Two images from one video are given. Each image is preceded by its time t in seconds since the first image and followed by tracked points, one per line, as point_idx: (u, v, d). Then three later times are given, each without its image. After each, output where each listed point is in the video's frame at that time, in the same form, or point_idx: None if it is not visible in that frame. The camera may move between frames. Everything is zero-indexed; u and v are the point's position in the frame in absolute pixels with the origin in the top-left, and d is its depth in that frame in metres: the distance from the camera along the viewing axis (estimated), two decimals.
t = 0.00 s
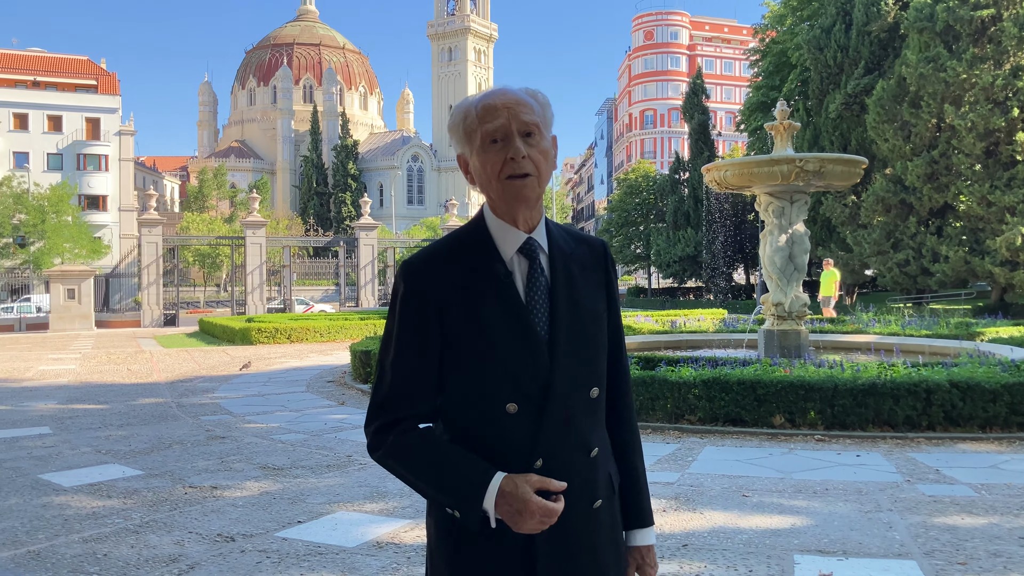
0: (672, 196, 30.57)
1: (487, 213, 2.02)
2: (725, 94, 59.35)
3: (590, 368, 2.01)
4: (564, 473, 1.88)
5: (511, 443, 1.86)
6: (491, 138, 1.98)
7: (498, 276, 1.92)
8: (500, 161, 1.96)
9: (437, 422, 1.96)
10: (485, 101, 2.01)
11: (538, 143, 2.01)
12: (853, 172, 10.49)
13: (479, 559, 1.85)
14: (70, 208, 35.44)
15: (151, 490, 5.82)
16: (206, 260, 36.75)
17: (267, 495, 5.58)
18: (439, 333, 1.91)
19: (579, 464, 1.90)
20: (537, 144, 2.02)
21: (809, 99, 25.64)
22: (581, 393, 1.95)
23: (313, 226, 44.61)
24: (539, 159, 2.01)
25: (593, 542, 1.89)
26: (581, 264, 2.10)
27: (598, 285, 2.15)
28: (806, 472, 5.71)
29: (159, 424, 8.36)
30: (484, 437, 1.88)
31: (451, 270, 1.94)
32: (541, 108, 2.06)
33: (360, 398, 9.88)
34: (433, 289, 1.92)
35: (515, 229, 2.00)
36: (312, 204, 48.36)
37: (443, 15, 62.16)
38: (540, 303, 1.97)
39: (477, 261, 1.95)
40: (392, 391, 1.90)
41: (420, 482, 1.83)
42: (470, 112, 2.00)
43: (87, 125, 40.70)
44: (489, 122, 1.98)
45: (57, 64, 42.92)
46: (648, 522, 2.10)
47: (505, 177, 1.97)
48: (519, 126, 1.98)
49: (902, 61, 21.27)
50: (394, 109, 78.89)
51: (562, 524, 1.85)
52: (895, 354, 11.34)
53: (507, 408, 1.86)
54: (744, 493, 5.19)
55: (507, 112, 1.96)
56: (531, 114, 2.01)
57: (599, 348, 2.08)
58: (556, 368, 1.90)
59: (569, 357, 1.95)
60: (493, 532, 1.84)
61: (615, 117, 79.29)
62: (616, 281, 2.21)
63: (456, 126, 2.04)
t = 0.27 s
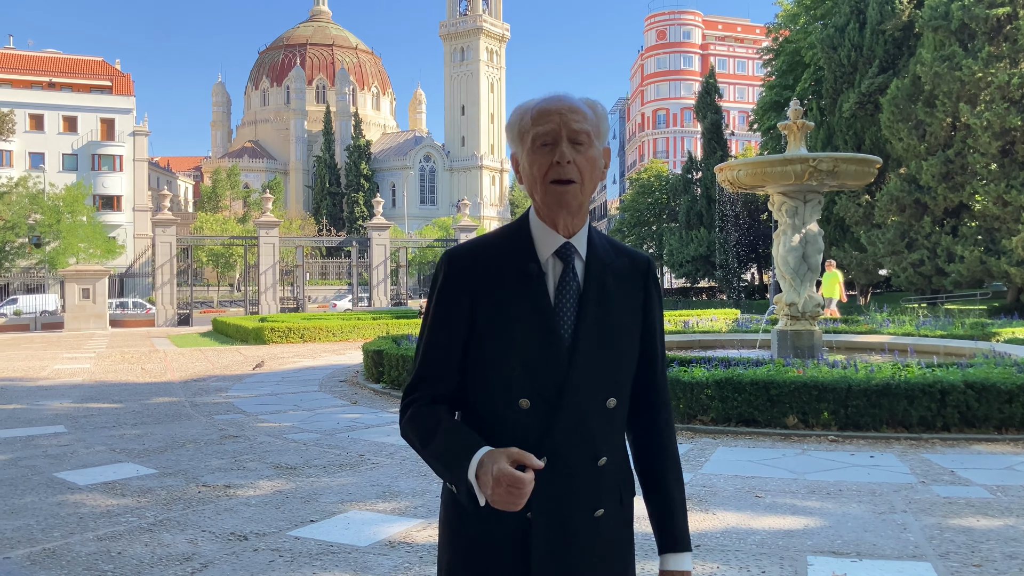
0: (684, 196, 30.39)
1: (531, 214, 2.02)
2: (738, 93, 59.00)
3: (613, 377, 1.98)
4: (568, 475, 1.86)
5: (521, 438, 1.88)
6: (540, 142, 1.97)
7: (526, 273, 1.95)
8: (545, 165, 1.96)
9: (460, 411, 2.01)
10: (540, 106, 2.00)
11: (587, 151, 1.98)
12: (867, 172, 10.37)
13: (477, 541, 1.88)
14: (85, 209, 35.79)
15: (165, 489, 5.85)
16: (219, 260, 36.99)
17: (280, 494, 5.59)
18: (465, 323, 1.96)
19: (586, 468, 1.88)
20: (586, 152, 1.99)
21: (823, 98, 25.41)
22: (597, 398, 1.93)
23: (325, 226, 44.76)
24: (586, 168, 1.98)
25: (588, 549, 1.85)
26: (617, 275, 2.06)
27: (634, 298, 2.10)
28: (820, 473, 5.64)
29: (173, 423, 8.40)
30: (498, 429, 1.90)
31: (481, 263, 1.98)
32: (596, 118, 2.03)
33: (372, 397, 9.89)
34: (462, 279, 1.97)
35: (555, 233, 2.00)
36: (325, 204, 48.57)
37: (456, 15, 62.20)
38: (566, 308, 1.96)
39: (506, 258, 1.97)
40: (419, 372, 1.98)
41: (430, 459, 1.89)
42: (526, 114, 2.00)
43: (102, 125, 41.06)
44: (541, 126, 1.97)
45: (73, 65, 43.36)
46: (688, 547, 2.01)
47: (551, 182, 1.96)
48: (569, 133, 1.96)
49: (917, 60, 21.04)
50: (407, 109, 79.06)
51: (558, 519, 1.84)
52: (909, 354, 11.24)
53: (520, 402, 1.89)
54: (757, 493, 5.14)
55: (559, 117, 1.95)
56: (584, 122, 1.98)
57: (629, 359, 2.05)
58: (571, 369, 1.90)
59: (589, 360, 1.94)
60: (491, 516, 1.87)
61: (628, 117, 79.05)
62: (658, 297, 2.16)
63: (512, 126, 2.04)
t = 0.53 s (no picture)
0: (695, 195, 30.20)
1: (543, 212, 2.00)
2: (749, 92, 58.72)
3: (622, 376, 1.95)
4: (570, 473, 1.84)
5: (527, 432, 1.87)
6: (554, 142, 1.97)
7: (535, 266, 1.93)
8: (557, 166, 1.95)
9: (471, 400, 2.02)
10: (560, 110, 2.00)
11: (601, 154, 1.96)
12: (878, 171, 10.28)
13: (477, 528, 1.89)
14: (97, 209, 36.03)
15: (176, 487, 5.86)
16: (231, 260, 37.20)
17: (291, 494, 5.59)
18: (475, 313, 1.96)
19: (589, 466, 1.85)
20: (600, 154, 1.96)
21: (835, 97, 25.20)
22: (604, 397, 1.90)
23: (336, 226, 44.87)
24: (599, 170, 1.96)
25: (587, 548, 1.84)
26: (632, 277, 2.01)
27: (649, 299, 2.05)
28: (831, 474, 5.59)
29: (183, 422, 8.43)
30: (505, 422, 1.90)
31: (492, 256, 1.98)
32: (614, 124, 2.00)
33: (382, 397, 9.91)
34: (472, 272, 1.98)
35: (567, 231, 1.97)
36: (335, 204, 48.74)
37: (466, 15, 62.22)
38: (576, 305, 1.93)
39: (516, 254, 1.96)
40: (431, 359, 2.01)
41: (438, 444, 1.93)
42: (546, 117, 2.00)
43: (114, 125, 41.37)
44: (557, 127, 1.97)
45: (85, 66, 43.67)
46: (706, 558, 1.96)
47: (562, 180, 1.95)
48: (583, 135, 1.95)
49: (929, 59, 20.85)
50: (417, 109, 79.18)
51: (559, 515, 1.83)
52: (920, 355, 11.14)
53: (526, 396, 1.88)
54: (768, 494, 5.09)
55: (575, 118, 1.94)
56: (599, 126, 1.96)
57: (642, 359, 2.01)
58: (577, 366, 1.87)
59: (598, 360, 1.91)
60: (494, 507, 1.87)
61: (638, 117, 78.79)
62: (674, 302, 2.09)
63: (532, 129, 2.04)
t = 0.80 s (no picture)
0: (703, 195, 30.06)
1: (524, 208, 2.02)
2: (758, 92, 58.47)
3: (614, 370, 1.95)
4: (570, 470, 1.82)
5: (523, 430, 1.85)
6: (534, 139, 1.99)
7: (523, 265, 1.92)
8: (538, 162, 1.97)
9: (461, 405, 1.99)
10: (537, 107, 2.02)
11: (582, 148, 1.99)
12: (888, 171, 10.22)
13: (479, 534, 1.85)
14: (106, 209, 36.25)
15: (185, 487, 5.87)
16: (239, 260, 37.34)
17: (299, 493, 5.59)
18: (464, 314, 1.94)
19: (588, 462, 1.84)
20: (582, 148, 1.98)
21: (844, 97, 25.06)
22: (597, 393, 1.90)
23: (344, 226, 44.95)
24: (580, 164, 1.98)
25: (593, 545, 1.82)
26: (619, 272, 2.02)
27: (635, 295, 2.06)
28: (840, 474, 5.55)
29: (192, 422, 8.45)
30: (497, 423, 1.87)
31: (479, 257, 1.96)
32: (594, 117, 2.02)
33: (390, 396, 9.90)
34: (460, 273, 1.96)
35: (551, 227, 1.98)
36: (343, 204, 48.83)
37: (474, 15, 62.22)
38: (566, 302, 1.93)
39: (504, 251, 1.95)
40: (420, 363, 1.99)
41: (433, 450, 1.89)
42: (525, 113, 2.02)
43: (123, 126, 41.59)
44: (535, 123, 1.99)
45: (95, 67, 43.89)
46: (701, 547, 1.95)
47: (544, 177, 1.97)
48: (564, 129, 1.97)
49: (939, 58, 20.70)
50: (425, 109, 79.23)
51: (563, 513, 1.80)
52: (930, 355, 11.06)
53: (521, 395, 1.86)
54: (776, 495, 5.05)
55: (554, 113, 1.97)
56: (579, 120, 1.98)
57: (632, 354, 2.01)
58: (572, 360, 1.87)
59: (591, 355, 1.90)
60: (495, 509, 1.84)
61: (646, 116, 78.58)
62: (658, 297, 2.10)
63: (511, 125, 2.06)
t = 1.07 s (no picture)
0: (710, 194, 29.95)
1: (492, 210, 2.01)
2: (765, 91, 58.25)
3: (591, 370, 1.99)
4: (557, 472, 1.85)
5: (506, 437, 1.84)
6: (499, 138, 1.99)
7: (497, 274, 1.89)
8: (505, 160, 1.97)
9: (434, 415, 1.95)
10: (500, 106, 2.03)
11: (547, 145, 2.00)
12: (896, 171, 10.17)
13: (469, 545, 1.83)
14: (114, 209, 36.45)
15: (193, 486, 5.88)
16: (247, 260, 37.47)
17: (306, 493, 5.59)
18: (440, 323, 1.90)
19: (574, 464, 1.87)
20: (547, 146, 2.00)
21: (851, 96, 24.92)
22: (577, 395, 1.93)
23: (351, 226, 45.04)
24: (547, 162, 1.99)
25: (583, 544, 1.86)
26: (586, 272, 2.07)
27: (602, 294, 2.11)
28: (848, 474, 5.51)
29: (200, 421, 8.47)
30: (480, 433, 1.85)
31: (456, 267, 1.92)
32: (556, 116, 2.05)
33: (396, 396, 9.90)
34: (435, 281, 1.91)
35: (521, 228, 1.98)
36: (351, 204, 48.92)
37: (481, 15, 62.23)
38: (542, 304, 1.93)
39: (478, 254, 1.93)
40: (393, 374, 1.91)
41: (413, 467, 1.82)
42: (487, 112, 2.02)
43: (131, 126, 41.76)
44: (501, 121, 1.99)
45: (103, 67, 44.11)
46: (662, 534, 2.08)
47: (511, 176, 1.97)
48: (529, 128, 1.98)
49: (948, 57, 20.56)
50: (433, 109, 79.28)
51: (555, 519, 1.83)
52: (938, 355, 10.99)
53: (505, 402, 1.84)
54: (783, 495, 5.02)
55: (519, 112, 1.97)
56: (543, 117, 2.00)
57: (603, 353, 2.05)
58: (555, 363, 1.88)
59: (569, 358, 1.92)
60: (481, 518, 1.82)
61: (654, 116, 78.40)
62: (622, 294, 2.17)
63: (473, 127, 2.06)
